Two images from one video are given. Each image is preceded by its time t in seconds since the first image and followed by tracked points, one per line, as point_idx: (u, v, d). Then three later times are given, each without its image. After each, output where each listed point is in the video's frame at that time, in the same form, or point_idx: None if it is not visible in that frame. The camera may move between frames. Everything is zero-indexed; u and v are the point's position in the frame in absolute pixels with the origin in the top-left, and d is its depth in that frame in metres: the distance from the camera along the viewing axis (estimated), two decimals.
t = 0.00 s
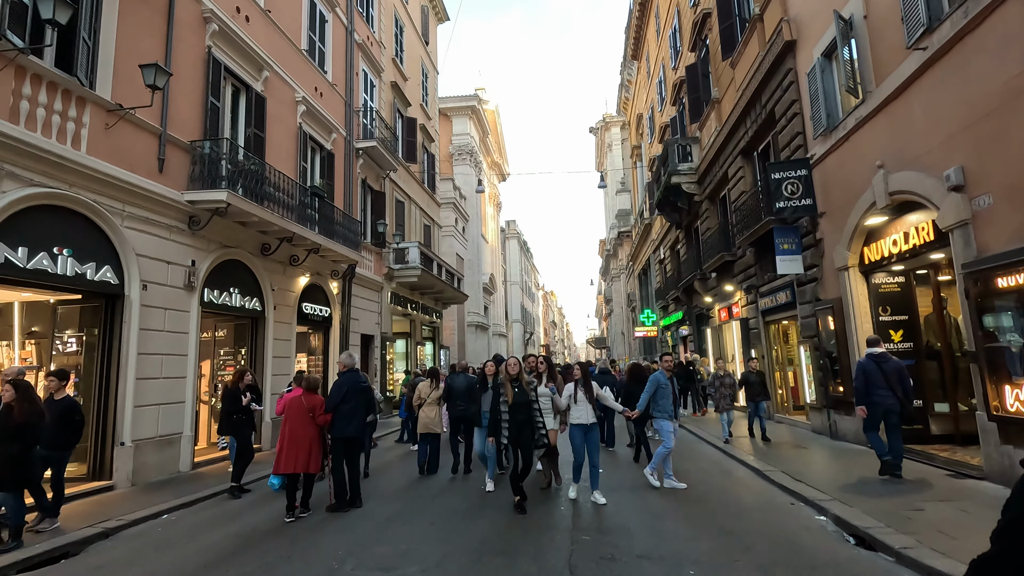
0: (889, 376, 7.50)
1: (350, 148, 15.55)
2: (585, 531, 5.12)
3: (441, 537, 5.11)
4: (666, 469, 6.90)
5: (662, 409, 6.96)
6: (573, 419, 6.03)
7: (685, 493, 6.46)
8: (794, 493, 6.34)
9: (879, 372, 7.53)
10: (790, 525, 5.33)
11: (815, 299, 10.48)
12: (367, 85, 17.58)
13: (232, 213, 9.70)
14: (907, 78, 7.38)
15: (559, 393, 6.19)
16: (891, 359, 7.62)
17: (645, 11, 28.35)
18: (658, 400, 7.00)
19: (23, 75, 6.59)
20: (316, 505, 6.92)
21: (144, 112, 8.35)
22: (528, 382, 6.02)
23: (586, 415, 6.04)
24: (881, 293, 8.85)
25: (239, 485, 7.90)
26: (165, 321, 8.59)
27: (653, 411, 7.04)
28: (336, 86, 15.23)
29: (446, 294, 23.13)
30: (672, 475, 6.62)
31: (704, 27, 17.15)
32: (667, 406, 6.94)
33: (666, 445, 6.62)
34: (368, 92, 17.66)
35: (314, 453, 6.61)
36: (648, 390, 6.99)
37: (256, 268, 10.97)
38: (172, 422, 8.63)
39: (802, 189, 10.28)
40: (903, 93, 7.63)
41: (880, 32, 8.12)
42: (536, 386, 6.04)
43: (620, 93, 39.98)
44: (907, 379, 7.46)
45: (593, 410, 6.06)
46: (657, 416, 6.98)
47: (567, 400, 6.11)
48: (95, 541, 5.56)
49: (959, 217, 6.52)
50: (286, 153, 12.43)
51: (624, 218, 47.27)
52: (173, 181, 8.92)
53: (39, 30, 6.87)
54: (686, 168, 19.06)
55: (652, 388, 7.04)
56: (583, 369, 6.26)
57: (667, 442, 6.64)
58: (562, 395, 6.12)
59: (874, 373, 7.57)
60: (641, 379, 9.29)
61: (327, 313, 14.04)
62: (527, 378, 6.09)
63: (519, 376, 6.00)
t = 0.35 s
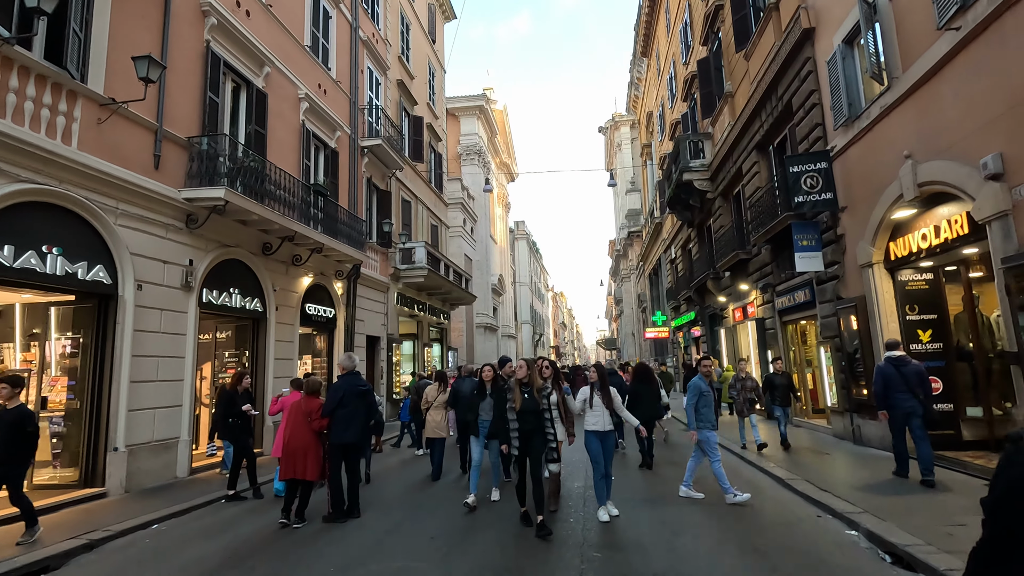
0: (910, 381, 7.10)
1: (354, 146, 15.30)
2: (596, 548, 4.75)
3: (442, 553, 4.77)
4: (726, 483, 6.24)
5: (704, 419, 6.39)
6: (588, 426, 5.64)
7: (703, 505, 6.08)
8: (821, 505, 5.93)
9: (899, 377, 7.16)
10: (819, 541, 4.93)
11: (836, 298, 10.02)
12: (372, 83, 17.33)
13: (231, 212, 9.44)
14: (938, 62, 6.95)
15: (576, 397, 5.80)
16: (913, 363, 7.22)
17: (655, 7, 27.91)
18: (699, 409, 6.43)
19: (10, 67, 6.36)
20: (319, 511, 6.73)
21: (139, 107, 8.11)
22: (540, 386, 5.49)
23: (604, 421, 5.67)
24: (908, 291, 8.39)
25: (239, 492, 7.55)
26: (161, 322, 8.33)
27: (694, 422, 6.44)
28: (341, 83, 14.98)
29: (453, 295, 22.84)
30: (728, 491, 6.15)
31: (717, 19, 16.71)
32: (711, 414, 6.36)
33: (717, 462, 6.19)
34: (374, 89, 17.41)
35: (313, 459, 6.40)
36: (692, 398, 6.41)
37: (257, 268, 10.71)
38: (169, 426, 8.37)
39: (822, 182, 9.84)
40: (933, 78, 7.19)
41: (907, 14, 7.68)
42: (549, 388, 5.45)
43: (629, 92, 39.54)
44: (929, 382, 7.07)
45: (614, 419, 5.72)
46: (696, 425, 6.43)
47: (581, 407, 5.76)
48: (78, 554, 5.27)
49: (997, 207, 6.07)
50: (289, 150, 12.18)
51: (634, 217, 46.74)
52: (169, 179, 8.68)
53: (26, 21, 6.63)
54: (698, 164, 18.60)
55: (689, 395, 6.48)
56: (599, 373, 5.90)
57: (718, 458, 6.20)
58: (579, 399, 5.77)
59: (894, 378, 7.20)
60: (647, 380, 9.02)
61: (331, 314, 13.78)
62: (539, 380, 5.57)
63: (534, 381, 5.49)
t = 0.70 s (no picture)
0: (924, 380, 6.76)
1: (355, 143, 15.03)
2: (601, 563, 4.40)
3: (434, 568, 4.43)
4: (744, 492, 5.87)
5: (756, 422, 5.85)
6: (591, 431, 5.27)
7: (717, 517, 5.70)
8: (843, 516, 5.53)
9: (911, 375, 6.84)
10: (843, 556, 4.55)
11: (854, 296, 9.59)
12: (374, 80, 17.07)
13: (224, 208, 9.16)
14: (965, 43, 6.53)
15: (583, 400, 5.44)
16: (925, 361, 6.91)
17: (662, 3, 27.50)
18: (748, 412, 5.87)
19: None
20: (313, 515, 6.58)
21: (127, 99, 7.86)
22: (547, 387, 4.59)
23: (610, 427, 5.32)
24: (930, 287, 7.93)
25: (226, 498, 7.24)
26: (150, 321, 8.06)
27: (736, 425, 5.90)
28: (341, 79, 14.72)
29: (458, 295, 22.53)
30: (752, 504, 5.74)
31: (726, 12, 16.30)
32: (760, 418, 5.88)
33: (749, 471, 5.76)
34: (376, 87, 17.16)
35: (299, 464, 6.24)
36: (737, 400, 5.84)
37: (252, 266, 10.42)
38: (158, 429, 8.09)
39: (838, 175, 9.40)
40: (959, 60, 6.78)
41: None
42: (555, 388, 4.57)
43: (637, 90, 39.10)
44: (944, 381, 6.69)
45: (622, 427, 5.41)
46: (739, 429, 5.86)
47: (584, 414, 5.37)
48: (50, 566, 4.99)
49: None
50: (287, 146, 11.91)
51: (641, 217, 46.28)
52: (160, 173, 8.41)
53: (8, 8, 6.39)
54: (707, 161, 18.16)
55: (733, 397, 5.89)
56: (605, 375, 5.52)
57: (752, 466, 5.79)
58: (585, 403, 5.40)
59: (907, 376, 6.88)
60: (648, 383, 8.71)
61: (332, 314, 13.50)
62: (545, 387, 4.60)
63: (541, 385, 4.57)
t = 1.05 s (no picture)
0: (943, 384, 6.30)
1: (354, 141, 14.72)
2: None
3: None
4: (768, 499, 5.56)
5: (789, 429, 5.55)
6: (590, 440, 4.94)
7: (728, 532, 5.31)
8: (865, 529, 5.13)
9: (931, 380, 6.37)
10: None
11: (869, 294, 9.17)
12: (373, 77, 16.79)
13: (212, 205, 8.83)
14: (991, 22, 6.11)
15: (579, 405, 5.08)
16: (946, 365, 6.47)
17: None
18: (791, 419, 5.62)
19: None
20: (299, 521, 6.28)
21: (109, 92, 7.56)
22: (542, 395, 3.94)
23: (610, 436, 4.95)
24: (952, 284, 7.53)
25: (210, 508, 6.91)
26: (134, 322, 7.75)
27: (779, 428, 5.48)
28: (338, 75, 14.43)
29: (460, 296, 22.20)
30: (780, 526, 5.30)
31: (732, 4, 15.89)
32: (795, 423, 5.60)
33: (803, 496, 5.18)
34: (375, 84, 16.86)
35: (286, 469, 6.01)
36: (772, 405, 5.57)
37: (244, 266, 10.10)
38: (143, 435, 7.77)
39: (853, 167, 9.00)
40: (984, 41, 6.36)
41: None
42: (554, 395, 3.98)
43: (642, 89, 38.67)
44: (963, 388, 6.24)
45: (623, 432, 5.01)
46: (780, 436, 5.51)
47: (582, 426, 4.99)
48: None
49: None
50: (282, 143, 11.62)
51: (647, 217, 45.82)
52: (144, 169, 8.10)
53: None
54: (713, 157, 17.72)
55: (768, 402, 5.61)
56: (604, 377, 5.09)
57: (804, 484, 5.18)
58: (581, 411, 5.02)
59: (926, 380, 6.42)
60: (644, 385, 8.43)
61: (329, 315, 13.18)
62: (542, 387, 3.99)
63: (537, 393, 3.93)
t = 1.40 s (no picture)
0: (961, 382, 5.86)
1: (352, 139, 14.44)
2: None
3: None
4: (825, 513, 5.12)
5: (826, 430, 5.10)
6: (593, 449, 4.58)
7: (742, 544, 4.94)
8: (892, 543, 4.73)
9: (952, 380, 5.89)
10: None
11: (886, 291, 8.76)
12: (373, 75, 16.52)
13: (202, 201, 8.54)
14: None
15: (579, 409, 4.74)
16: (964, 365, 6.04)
17: None
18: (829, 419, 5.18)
19: None
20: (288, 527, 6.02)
21: (93, 84, 7.29)
22: (534, 398, 3.54)
23: (614, 443, 4.58)
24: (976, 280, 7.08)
25: (193, 518, 6.59)
26: (119, 323, 7.46)
27: (813, 433, 5.07)
28: (336, 72, 14.15)
29: (463, 297, 21.87)
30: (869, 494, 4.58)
31: None
32: (834, 424, 5.12)
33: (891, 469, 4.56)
34: (374, 82, 16.59)
35: (278, 474, 5.79)
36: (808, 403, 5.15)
37: (237, 265, 9.81)
38: (128, 439, 7.47)
39: (867, 158, 8.61)
40: (1011, 19, 5.97)
41: None
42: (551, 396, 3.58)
43: (647, 88, 38.27)
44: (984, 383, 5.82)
45: (629, 440, 4.61)
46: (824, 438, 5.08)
47: (584, 434, 4.63)
48: None
49: None
50: (276, 140, 11.34)
51: (652, 218, 45.34)
52: (130, 164, 7.82)
53: None
54: (720, 154, 17.29)
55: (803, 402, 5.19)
56: (605, 378, 4.76)
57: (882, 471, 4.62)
58: (581, 416, 4.68)
59: (948, 379, 5.95)
60: (645, 387, 8.08)
61: (327, 316, 12.89)
62: (536, 389, 3.59)
63: (530, 397, 3.52)
